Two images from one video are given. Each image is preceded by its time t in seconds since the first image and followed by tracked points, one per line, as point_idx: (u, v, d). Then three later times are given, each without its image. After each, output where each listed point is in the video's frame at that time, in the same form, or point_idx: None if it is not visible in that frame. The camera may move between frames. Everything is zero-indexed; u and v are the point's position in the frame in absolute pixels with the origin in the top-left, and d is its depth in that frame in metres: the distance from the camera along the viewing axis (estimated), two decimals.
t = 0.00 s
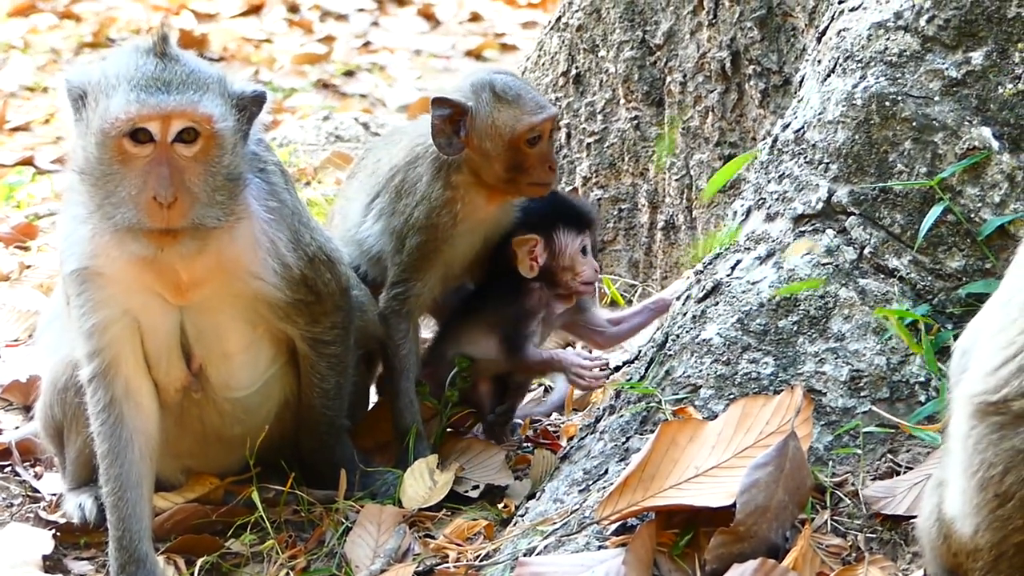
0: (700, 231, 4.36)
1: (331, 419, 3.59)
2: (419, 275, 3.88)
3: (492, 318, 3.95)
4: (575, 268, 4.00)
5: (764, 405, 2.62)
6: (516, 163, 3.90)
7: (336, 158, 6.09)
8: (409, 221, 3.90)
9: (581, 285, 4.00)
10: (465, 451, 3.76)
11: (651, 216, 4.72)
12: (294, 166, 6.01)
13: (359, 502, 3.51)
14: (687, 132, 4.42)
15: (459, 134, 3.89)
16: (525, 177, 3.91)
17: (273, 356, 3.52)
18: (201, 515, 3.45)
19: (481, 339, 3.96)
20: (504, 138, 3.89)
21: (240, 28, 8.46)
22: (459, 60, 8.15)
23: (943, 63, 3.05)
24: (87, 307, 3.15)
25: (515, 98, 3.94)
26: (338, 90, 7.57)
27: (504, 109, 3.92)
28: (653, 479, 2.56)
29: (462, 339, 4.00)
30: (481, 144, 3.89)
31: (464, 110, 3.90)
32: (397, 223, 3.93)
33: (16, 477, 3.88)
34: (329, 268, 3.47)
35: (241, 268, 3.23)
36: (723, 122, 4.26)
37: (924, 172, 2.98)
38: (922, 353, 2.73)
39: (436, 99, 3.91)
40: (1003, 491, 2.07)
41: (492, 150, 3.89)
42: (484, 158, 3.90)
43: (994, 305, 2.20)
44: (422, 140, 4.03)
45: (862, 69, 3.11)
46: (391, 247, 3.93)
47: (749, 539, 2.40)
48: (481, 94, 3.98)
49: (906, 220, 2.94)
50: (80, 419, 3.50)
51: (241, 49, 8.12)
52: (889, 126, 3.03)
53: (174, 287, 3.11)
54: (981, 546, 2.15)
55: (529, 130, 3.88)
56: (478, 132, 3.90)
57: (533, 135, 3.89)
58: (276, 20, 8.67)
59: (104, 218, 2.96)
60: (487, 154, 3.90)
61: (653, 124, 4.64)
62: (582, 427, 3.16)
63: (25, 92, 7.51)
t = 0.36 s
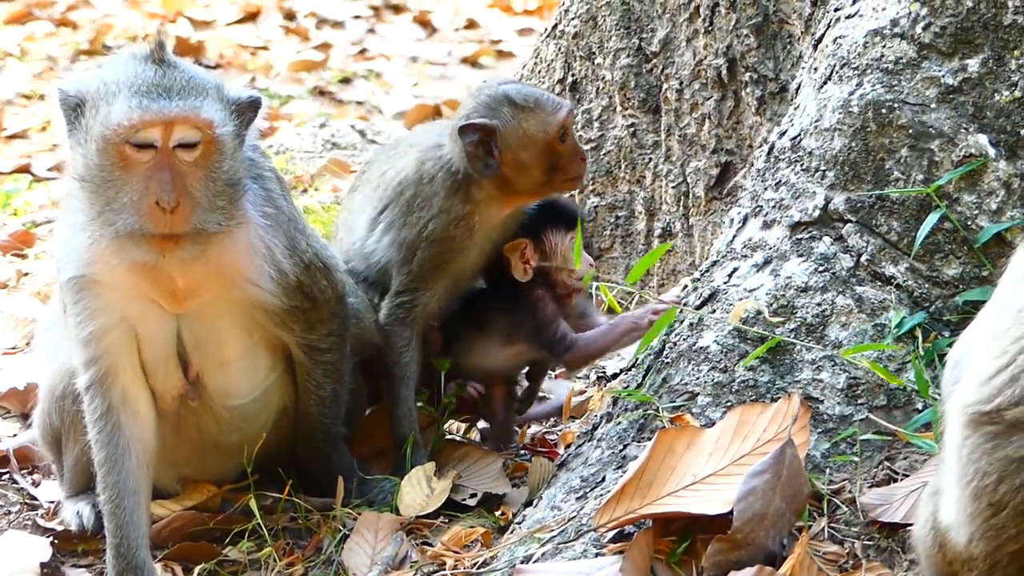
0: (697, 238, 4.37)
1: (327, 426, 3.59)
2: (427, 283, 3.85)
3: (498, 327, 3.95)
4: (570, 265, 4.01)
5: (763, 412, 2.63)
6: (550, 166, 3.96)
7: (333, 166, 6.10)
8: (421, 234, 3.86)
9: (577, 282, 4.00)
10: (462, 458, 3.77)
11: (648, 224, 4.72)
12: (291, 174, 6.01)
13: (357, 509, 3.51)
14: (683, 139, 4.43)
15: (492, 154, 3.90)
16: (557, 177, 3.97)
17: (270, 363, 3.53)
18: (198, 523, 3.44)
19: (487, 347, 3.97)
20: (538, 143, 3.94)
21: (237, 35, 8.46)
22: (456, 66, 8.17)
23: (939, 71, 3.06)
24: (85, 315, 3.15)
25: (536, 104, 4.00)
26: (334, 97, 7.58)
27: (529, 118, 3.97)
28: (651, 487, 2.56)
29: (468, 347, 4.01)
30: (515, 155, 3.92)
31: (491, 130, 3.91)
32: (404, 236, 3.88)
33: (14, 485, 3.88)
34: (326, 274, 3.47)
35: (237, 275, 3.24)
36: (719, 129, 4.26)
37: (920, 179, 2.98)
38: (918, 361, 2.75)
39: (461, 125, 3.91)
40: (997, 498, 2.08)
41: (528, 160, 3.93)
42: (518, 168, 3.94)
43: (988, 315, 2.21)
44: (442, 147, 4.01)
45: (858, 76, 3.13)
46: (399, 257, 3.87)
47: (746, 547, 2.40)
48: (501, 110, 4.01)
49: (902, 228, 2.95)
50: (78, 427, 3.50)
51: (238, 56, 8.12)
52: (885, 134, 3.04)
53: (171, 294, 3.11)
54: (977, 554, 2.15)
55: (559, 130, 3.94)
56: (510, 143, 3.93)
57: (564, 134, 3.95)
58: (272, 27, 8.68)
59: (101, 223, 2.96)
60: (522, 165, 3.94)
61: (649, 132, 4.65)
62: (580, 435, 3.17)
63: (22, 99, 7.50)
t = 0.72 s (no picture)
0: (695, 246, 4.36)
1: (325, 434, 3.57)
2: (450, 302, 3.82)
3: (541, 336, 4.06)
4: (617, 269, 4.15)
5: (760, 420, 2.62)
6: (577, 167, 3.86)
7: (331, 173, 6.10)
8: (450, 259, 3.78)
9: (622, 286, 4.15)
10: (459, 466, 3.76)
11: (646, 231, 4.70)
12: (289, 181, 6.00)
13: (355, 517, 3.50)
14: (682, 147, 4.42)
15: (528, 170, 3.79)
16: (584, 177, 3.89)
17: (270, 370, 3.52)
18: (195, 531, 3.44)
19: (529, 355, 4.07)
20: (567, 149, 3.83)
21: (236, 42, 8.46)
22: (454, 74, 8.18)
23: (938, 79, 3.06)
24: (80, 322, 3.16)
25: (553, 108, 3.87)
26: (333, 104, 7.58)
27: (551, 125, 3.83)
28: (649, 495, 2.56)
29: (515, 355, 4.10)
30: (548, 164, 3.81)
31: (523, 147, 3.77)
32: (424, 262, 3.78)
33: (11, 492, 3.87)
34: (320, 278, 3.40)
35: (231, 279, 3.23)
36: (718, 137, 4.26)
37: (919, 187, 2.98)
38: (916, 369, 2.74)
39: (495, 151, 3.76)
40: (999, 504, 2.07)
41: (560, 166, 3.83)
42: (552, 176, 3.83)
43: (994, 322, 2.21)
44: (460, 168, 3.90)
45: (857, 84, 3.13)
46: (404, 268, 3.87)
47: (744, 556, 2.39)
48: (522, 123, 3.83)
49: (901, 236, 2.94)
50: (76, 435, 3.50)
51: (237, 62, 8.11)
52: (884, 141, 3.03)
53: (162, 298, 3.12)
54: (978, 562, 2.14)
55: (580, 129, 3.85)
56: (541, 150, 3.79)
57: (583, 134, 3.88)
58: (271, 34, 8.68)
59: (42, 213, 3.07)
60: (556, 173, 3.83)
61: (648, 139, 4.65)
62: (579, 443, 3.18)
63: (21, 106, 7.50)
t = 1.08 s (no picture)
0: (693, 251, 4.36)
1: (319, 440, 3.55)
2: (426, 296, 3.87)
3: (580, 346, 3.92)
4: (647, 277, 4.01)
5: (757, 427, 2.61)
6: (534, 185, 3.88)
7: (328, 178, 6.09)
8: (422, 251, 3.89)
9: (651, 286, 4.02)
10: (455, 471, 3.74)
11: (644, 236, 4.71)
12: (286, 185, 6.00)
13: (350, 523, 3.48)
14: (680, 152, 4.41)
15: (478, 160, 3.83)
16: (543, 198, 3.88)
17: (265, 376, 3.51)
18: (191, 536, 3.42)
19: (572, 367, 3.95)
20: (526, 159, 3.85)
21: (234, 46, 8.46)
22: (453, 78, 8.18)
23: (938, 84, 3.05)
24: (70, 326, 3.17)
25: (534, 120, 3.90)
26: (330, 108, 7.57)
27: (529, 130, 3.89)
28: (646, 501, 2.54)
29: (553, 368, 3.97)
30: (501, 167, 3.85)
31: (481, 136, 3.84)
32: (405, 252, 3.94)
33: (5, 498, 3.85)
34: (306, 280, 3.37)
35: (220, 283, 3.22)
36: (717, 142, 4.24)
37: (918, 193, 2.97)
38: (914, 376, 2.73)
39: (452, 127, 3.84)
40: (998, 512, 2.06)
41: (513, 174, 3.86)
42: (503, 181, 3.87)
43: (997, 326, 2.19)
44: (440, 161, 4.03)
45: (856, 89, 3.11)
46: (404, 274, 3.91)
47: (742, 562, 2.37)
48: (498, 119, 3.93)
49: (900, 241, 2.93)
50: (70, 441, 3.49)
51: (235, 66, 8.09)
52: (883, 147, 3.03)
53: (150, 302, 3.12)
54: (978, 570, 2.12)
55: (549, 151, 3.85)
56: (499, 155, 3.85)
57: (553, 156, 3.85)
58: (269, 38, 8.68)
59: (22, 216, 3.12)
60: (505, 177, 3.87)
61: (646, 144, 4.64)
62: (577, 449, 3.18)
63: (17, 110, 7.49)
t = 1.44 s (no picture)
0: (693, 248, 4.34)
1: (316, 437, 3.53)
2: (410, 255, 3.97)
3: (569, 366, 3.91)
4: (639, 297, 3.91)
5: (759, 425, 2.59)
6: (509, 155, 3.88)
7: (326, 174, 6.07)
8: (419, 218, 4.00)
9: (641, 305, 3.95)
10: (454, 467, 3.73)
11: (644, 232, 4.69)
12: (283, 181, 5.98)
13: (350, 521, 3.46)
14: (680, 148, 4.39)
15: (450, 124, 3.89)
16: (517, 169, 3.87)
17: (260, 372, 3.49)
18: (190, 534, 3.41)
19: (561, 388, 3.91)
20: (501, 129, 3.85)
21: (231, 41, 8.44)
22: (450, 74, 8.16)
23: (940, 80, 3.04)
24: (62, 324, 3.17)
25: (512, 90, 3.88)
26: (328, 104, 7.55)
27: (503, 96, 3.88)
28: (647, 499, 2.53)
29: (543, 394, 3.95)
30: (475, 134, 3.89)
31: (456, 101, 3.90)
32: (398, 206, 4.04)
33: (3, 494, 3.84)
34: (298, 275, 3.36)
35: (210, 281, 3.21)
36: (717, 138, 4.23)
37: (921, 190, 2.95)
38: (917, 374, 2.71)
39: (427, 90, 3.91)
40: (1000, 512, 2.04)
41: (485, 141, 3.88)
42: (477, 147, 3.91)
43: (999, 325, 2.18)
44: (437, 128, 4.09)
45: (858, 85, 3.10)
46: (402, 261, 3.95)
47: (744, 560, 2.35)
48: (476, 83, 3.94)
49: (902, 238, 2.92)
50: (68, 438, 3.48)
51: (232, 62, 8.08)
52: (885, 143, 3.01)
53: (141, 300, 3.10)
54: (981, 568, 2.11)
55: (525, 124, 3.82)
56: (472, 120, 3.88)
57: (528, 129, 3.83)
58: (266, 34, 8.66)
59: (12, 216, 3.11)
60: (480, 145, 3.90)
61: (646, 140, 4.62)
62: (578, 445, 3.17)
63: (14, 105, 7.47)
